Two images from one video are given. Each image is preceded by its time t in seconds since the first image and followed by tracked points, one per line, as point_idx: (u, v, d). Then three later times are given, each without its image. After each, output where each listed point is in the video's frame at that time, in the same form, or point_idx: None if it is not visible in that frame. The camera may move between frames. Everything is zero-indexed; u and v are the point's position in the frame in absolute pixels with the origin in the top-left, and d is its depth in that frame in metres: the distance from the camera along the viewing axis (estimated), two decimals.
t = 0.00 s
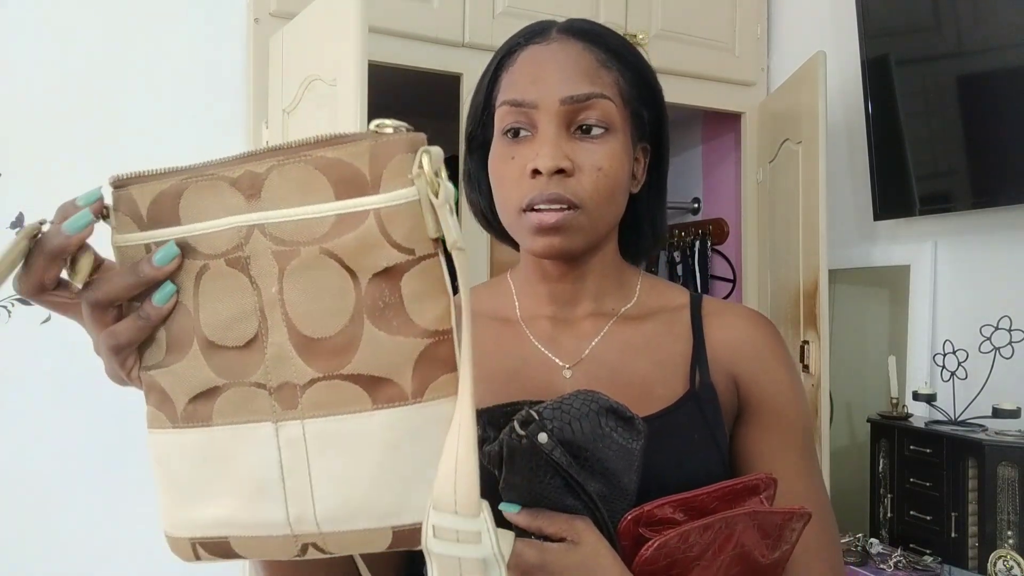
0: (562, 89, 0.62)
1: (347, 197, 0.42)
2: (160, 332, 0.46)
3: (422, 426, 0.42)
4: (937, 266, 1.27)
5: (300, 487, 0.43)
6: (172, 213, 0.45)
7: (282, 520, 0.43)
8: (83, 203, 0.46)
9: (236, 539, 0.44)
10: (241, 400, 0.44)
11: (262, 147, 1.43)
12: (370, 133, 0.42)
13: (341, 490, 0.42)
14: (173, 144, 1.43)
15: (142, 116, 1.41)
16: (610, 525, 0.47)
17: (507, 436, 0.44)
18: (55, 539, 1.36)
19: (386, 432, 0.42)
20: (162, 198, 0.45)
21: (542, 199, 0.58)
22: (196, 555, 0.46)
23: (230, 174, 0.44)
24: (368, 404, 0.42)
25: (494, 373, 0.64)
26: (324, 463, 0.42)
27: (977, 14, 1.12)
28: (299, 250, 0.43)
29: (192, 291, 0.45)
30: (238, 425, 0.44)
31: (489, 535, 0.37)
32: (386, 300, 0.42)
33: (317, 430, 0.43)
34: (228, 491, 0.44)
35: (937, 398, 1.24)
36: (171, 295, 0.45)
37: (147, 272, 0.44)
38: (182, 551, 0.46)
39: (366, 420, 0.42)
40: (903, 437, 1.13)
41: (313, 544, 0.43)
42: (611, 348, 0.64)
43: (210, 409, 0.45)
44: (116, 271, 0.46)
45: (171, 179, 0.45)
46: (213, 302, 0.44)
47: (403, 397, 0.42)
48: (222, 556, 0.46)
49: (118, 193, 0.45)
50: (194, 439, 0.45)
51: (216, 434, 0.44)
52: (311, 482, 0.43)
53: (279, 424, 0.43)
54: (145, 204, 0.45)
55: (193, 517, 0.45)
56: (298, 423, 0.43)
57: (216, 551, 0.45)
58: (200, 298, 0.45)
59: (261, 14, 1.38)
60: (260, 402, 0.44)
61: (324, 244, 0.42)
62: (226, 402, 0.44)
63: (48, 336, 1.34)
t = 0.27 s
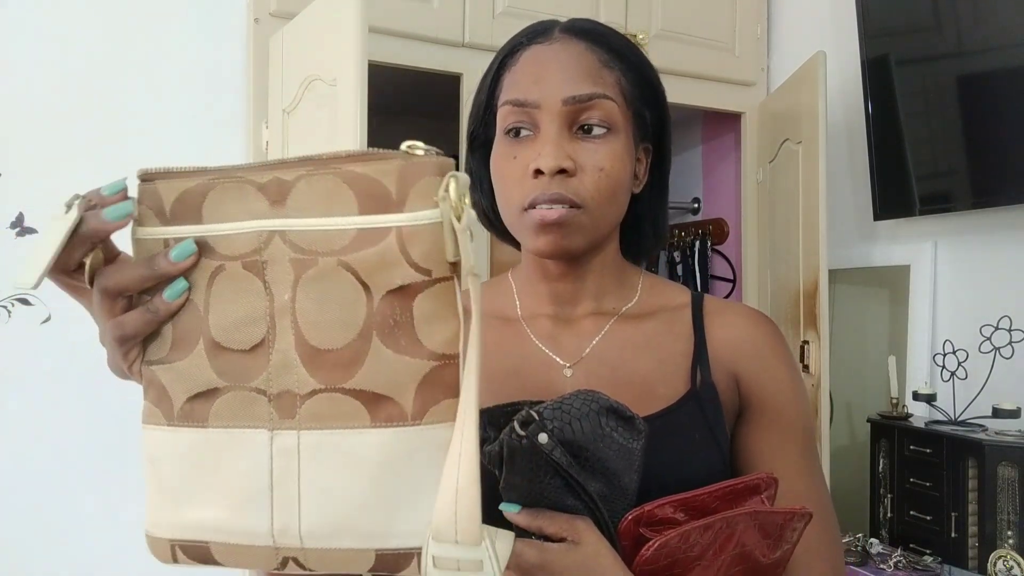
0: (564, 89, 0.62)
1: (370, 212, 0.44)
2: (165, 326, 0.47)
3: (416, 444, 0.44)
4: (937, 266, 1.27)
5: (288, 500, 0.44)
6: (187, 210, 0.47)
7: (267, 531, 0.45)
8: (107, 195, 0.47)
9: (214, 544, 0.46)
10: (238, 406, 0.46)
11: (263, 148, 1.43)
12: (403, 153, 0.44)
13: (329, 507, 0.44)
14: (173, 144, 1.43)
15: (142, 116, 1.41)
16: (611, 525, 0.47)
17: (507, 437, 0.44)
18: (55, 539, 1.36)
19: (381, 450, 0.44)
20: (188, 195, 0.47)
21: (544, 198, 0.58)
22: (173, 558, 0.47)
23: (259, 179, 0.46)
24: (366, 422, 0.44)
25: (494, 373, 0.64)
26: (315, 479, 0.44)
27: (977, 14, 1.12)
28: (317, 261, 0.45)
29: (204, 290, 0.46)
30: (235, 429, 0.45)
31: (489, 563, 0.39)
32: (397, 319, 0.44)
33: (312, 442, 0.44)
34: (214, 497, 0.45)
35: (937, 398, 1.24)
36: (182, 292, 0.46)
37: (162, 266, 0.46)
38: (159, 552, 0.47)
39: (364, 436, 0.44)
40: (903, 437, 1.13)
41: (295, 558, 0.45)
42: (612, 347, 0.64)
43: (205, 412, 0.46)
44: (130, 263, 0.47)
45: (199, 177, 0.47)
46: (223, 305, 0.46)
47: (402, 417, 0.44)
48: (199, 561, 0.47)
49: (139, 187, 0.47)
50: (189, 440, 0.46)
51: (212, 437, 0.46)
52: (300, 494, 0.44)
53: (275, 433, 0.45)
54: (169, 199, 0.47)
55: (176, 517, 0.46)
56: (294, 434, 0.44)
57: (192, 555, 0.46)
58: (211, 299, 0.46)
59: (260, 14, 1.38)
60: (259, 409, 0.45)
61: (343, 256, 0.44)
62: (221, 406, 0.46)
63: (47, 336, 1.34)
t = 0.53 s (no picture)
0: (566, 89, 0.62)
1: (403, 218, 0.47)
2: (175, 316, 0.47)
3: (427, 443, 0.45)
4: (937, 266, 1.27)
5: (287, 498, 0.44)
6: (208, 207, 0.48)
7: (263, 529, 0.44)
8: (132, 184, 0.48)
9: (203, 543, 0.45)
10: (243, 400, 0.45)
11: (263, 147, 1.43)
12: (440, 169, 0.48)
13: (331, 505, 0.44)
14: (173, 144, 1.43)
15: (142, 116, 1.41)
16: (615, 527, 0.47)
17: (512, 440, 0.44)
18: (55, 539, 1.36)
19: (390, 448, 0.44)
20: (219, 191, 0.48)
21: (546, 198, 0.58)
22: (152, 557, 0.46)
23: (294, 183, 0.48)
24: (379, 418, 0.44)
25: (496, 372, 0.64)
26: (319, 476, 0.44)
27: (977, 14, 1.12)
28: (345, 260, 0.46)
29: (222, 282, 0.46)
30: (235, 424, 0.45)
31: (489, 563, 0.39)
32: (418, 321, 0.45)
33: (319, 439, 0.44)
34: (208, 494, 0.45)
35: (937, 398, 1.24)
36: (198, 283, 0.46)
37: (182, 255, 0.46)
38: (138, 550, 0.46)
39: (376, 434, 0.44)
40: (903, 437, 1.13)
41: (288, 558, 0.45)
42: (614, 347, 0.64)
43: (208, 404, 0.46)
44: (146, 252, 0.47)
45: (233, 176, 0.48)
46: (240, 297, 0.46)
47: (417, 413, 0.45)
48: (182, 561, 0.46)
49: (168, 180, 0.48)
50: (186, 433, 0.45)
51: (211, 430, 0.45)
52: (301, 491, 0.44)
53: (281, 428, 0.45)
54: (198, 192, 0.48)
55: (163, 514, 0.45)
56: (302, 430, 0.44)
57: (176, 555, 0.46)
58: (228, 292, 0.46)
59: (260, 14, 1.38)
60: (265, 403, 0.45)
61: (372, 258, 0.46)
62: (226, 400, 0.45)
63: (47, 336, 1.34)
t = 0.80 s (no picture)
0: (569, 90, 0.62)
1: (417, 217, 0.42)
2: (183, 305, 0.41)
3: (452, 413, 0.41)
4: (937, 266, 1.27)
5: (318, 466, 0.39)
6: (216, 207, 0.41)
7: (293, 500, 0.39)
8: (145, 176, 0.43)
9: (228, 526, 0.39)
10: (265, 381, 0.40)
11: (263, 147, 1.43)
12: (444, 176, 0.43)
13: (360, 470, 0.40)
14: (173, 143, 1.43)
15: (143, 116, 1.41)
16: (616, 528, 0.47)
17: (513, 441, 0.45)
18: (54, 539, 1.36)
19: (420, 417, 0.40)
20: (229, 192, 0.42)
21: (548, 199, 0.58)
22: (161, 547, 0.39)
23: (309, 185, 0.42)
24: (405, 391, 0.40)
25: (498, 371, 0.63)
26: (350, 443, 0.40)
27: (977, 14, 1.12)
28: (368, 252, 0.41)
29: (235, 279, 0.41)
30: (258, 401, 0.39)
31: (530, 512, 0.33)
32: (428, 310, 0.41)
33: (350, 410, 0.40)
34: (232, 467, 0.39)
35: (937, 398, 1.24)
36: (214, 272, 0.40)
37: (195, 246, 0.40)
38: (143, 541, 0.39)
39: (404, 405, 0.40)
40: (903, 437, 1.13)
41: (318, 531, 0.40)
42: (615, 347, 0.64)
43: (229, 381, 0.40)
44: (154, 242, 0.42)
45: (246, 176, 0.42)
46: (257, 287, 0.40)
47: (440, 387, 0.41)
48: (197, 549, 0.39)
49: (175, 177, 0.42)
50: (202, 412, 0.39)
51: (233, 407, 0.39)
52: (334, 458, 0.39)
53: (310, 403, 0.40)
54: (211, 192, 0.42)
55: (176, 496, 0.39)
56: (331, 403, 0.40)
57: (191, 541, 0.39)
58: (242, 285, 0.41)
59: (260, 14, 1.38)
60: (290, 381, 0.40)
61: (394, 250, 0.41)
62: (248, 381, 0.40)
63: (46, 337, 1.34)
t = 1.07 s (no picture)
0: (571, 91, 0.62)
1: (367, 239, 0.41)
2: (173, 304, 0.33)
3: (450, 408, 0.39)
4: (937, 266, 1.27)
5: (375, 392, 0.36)
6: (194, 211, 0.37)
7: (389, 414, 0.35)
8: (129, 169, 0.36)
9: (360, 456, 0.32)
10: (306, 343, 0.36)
11: (263, 147, 1.43)
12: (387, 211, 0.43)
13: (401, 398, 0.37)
14: (173, 142, 1.43)
15: (142, 116, 1.40)
16: (616, 530, 0.47)
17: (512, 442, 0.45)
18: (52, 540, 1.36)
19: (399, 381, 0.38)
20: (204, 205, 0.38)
21: (550, 200, 0.58)
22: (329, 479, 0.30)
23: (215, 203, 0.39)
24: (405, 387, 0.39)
25: (500, 371, 0.63)
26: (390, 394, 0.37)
27: (977, 14, 1.12)
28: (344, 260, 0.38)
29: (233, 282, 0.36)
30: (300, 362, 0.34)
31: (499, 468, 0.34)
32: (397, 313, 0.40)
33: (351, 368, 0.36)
34: (323, 394, 0.33)
35: (937, 398, 1.24)
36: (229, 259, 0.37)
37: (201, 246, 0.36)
38: (309, 480, 0.30)
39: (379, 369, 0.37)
40: (903, 437, 1.13)
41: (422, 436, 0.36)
42: (617, 347, 0.64)
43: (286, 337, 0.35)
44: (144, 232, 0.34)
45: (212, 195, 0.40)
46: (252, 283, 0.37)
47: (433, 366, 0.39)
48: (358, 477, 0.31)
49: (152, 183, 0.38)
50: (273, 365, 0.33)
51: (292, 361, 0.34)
52: (378, 393, 0.36)
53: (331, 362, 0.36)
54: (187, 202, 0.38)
55: (303, 424, 0.30)
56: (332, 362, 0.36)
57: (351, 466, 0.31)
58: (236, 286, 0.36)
59: (260, 14, 1.38)
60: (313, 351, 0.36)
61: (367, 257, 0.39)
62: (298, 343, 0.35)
63: (46, 337, 1.34)
